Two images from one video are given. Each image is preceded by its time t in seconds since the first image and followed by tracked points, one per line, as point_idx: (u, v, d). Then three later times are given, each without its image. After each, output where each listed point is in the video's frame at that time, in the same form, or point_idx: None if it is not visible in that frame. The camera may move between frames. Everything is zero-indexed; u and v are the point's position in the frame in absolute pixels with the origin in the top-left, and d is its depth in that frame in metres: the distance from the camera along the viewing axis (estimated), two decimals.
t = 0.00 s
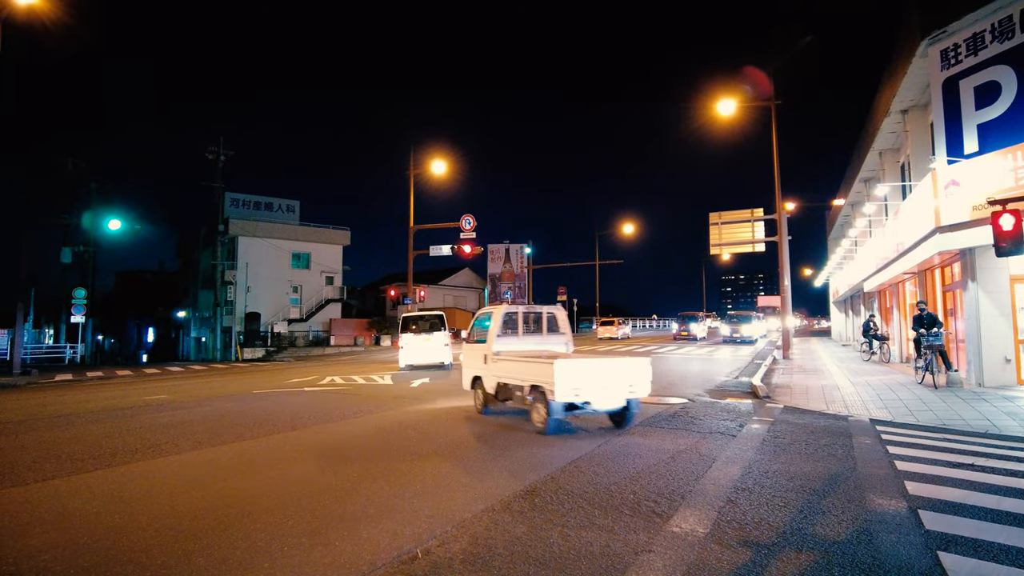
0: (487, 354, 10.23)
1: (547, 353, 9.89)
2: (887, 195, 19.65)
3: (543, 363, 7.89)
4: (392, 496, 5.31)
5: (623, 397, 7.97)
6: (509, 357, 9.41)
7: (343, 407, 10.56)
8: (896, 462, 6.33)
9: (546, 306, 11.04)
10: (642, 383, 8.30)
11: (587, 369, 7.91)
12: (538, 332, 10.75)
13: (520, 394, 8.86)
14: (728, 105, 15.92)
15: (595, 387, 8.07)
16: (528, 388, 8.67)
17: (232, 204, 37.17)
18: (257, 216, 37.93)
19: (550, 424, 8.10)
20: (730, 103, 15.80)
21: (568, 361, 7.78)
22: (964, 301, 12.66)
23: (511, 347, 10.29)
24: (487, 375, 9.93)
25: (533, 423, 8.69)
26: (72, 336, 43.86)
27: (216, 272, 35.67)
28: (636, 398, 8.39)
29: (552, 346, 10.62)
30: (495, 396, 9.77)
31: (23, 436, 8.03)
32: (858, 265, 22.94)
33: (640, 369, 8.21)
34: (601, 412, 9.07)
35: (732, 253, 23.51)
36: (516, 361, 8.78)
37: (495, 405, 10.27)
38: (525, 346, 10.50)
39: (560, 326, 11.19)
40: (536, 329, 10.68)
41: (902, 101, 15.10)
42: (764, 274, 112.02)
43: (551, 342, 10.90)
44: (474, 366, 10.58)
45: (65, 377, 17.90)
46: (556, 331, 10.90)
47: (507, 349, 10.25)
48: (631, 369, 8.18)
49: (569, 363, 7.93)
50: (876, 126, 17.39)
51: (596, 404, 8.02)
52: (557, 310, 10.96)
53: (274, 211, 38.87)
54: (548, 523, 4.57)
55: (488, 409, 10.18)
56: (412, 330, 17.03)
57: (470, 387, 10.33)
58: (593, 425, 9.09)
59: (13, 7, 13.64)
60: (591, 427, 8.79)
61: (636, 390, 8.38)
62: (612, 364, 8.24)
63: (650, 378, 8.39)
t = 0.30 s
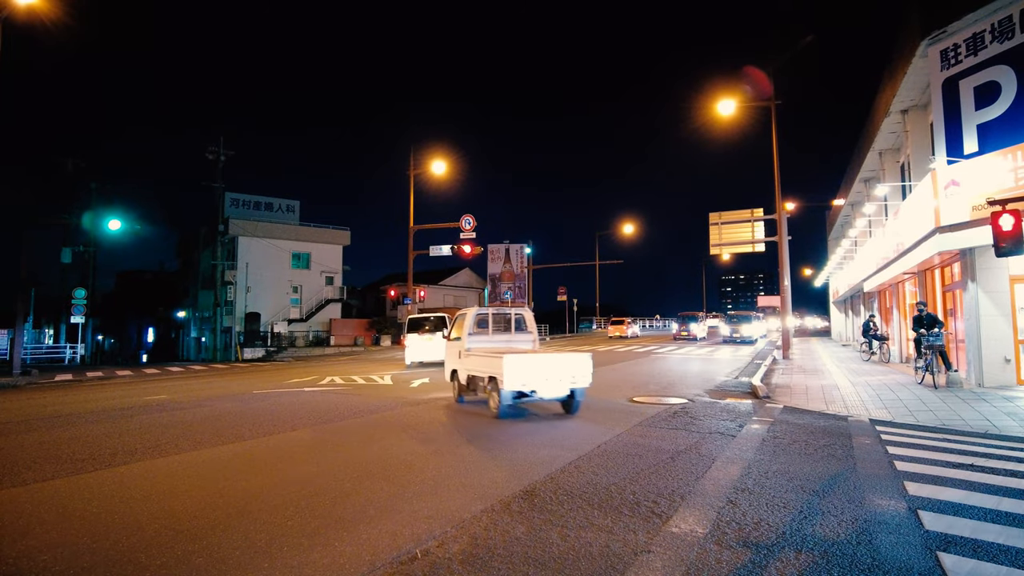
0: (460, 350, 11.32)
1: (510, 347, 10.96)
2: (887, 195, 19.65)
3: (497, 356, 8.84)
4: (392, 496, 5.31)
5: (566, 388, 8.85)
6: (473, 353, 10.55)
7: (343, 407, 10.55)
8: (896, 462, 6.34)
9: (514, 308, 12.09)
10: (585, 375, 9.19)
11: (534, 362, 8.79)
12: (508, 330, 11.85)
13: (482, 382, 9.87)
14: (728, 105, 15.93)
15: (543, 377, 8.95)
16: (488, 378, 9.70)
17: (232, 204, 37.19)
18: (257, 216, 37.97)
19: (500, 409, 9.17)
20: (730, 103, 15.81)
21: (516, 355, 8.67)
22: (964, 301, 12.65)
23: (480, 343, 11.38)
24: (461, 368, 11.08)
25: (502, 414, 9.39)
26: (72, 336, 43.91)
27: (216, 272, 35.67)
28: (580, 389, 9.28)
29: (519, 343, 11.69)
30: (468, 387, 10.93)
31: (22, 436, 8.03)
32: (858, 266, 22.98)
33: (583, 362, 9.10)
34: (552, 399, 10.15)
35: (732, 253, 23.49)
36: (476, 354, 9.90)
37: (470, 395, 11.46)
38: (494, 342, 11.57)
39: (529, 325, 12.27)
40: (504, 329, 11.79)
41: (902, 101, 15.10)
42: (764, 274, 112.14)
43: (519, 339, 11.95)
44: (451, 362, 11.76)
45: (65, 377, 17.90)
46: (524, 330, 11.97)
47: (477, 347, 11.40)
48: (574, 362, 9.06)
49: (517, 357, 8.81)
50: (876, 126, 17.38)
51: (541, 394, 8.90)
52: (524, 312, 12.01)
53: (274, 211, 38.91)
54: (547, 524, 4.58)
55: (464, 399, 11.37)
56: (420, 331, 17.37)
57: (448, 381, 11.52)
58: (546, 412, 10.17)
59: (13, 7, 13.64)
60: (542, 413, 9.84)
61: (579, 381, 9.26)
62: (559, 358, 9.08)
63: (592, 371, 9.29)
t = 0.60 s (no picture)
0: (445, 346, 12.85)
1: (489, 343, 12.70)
2: (887, 195, 19.65)
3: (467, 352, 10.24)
4: (392, 496, 5.30)
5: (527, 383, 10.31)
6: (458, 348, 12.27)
7: (342, 407, 10.55)
8: (896, 462, 6.34)
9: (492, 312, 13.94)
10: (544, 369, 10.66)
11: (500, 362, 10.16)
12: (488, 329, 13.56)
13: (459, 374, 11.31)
14: (728, 105, 15.93)
15: (506, 371, 10.35)
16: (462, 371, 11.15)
17: (231, 204, 37.18)
18: (257, 216, 37.98)
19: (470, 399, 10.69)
20: (730, 103, 15.81)
21: (483, 354, 10.00)
22: (964, 301, 12.65)
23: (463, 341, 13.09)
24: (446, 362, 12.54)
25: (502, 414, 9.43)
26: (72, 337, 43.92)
27: (216, 271, 35.66)
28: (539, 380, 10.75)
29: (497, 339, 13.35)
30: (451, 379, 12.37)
31: (21, 437, 8.02)
32: (858, 266, 23.00)
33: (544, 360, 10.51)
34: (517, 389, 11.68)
35: (732, 253, 23.49)
36: (452, 349, 11.47)
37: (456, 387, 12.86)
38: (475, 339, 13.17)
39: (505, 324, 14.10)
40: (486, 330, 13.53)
41: (902, 101, 15.10)
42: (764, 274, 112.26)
43: (498, 337, 13.64)
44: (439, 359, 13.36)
45: (65, 378, 17.89)
46: (502, 329, 13.72)
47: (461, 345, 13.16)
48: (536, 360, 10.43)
49: (484, 355, 10.14)
50: (876, 126, 17.39)
51: (505, 386, 10.36)
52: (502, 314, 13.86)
53: (274, 211, 38.93)
54: (547, 524, 4.58)
55: (451, 390, 12.79)
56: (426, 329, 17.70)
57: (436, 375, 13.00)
58: (516, 400, 11.64)
59: (12, 7, 13.64)
60: (510, 401, 11.39)
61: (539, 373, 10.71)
62: (521, 354, 10.49)
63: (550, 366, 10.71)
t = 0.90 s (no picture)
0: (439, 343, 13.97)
1: (478, 338, 13.89)
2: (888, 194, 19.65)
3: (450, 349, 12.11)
4: (393, 496, 5.29)
5: (502, 374, 11.96)
6: (450, 343, 13.50)
7: (343, 407, 10.55)
8: (897, 462, 6.33)
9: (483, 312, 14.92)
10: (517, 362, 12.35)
11: (478, 356, 11.85)
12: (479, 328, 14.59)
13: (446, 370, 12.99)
14: (728, 105, 15.94)
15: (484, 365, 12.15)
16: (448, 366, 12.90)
17: (231, 204, 37.19)
18: (257, 215, 37.99)
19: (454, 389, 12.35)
20: (730, 102, 15.81)
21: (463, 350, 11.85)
22: (965, 301, 12.64)
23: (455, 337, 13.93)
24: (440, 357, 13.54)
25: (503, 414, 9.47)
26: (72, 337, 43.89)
27: (215, 271, 35.65)
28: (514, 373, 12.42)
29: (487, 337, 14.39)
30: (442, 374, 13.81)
31: (21, 437, 8.01)
32: (858, 266, 23.01)
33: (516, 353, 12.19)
34: (497, 380, 13.28)
35: (732, 253, 23.48)
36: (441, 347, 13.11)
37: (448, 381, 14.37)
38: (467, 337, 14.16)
39: (494, 325, 15.45)
40: (476, 328, 14.81)
41: (902, 101, 15.09)
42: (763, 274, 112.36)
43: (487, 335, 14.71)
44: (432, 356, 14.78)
45: (65, 378, 17.87)
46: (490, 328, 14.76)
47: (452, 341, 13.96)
48: (509, 355, 12.14)
49: (464, 352, 11.98)
50: (876, 126, 17.38)
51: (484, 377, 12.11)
52: (491, 315, 14.96)
53: (274, 211, 38.96)
54: (549, 524, 4.57)
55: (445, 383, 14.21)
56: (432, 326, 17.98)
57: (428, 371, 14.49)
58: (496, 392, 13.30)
59: (12, 7, 13.62)
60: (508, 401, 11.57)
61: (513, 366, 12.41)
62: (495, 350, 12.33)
63: (523, 360, 12.47)
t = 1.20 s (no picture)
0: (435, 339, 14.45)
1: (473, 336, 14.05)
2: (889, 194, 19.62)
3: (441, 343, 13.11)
4: (394, 496, 5.29)
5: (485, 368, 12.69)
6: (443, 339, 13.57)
7: (343, 407, 10.56)
8: (898, 462, 6.33)
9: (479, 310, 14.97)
10: (503, 358, 12.96)
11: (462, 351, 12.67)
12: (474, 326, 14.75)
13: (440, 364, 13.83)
14: (729, 105, 15.94)
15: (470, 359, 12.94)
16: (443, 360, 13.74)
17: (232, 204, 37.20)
18: (257, 215, 38.00)
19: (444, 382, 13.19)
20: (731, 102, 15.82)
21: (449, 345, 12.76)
22: (966, 301, 12.62)
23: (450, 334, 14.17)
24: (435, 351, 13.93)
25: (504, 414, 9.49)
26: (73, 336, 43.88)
27: (216, 271, 35.66)
28: (500, 367, 13.09)
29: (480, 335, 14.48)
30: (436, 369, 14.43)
31: (22, 437, 8.03)
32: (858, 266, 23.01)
33: (501, 351, 12.80)
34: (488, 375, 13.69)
35: (733, 253, 23.47)
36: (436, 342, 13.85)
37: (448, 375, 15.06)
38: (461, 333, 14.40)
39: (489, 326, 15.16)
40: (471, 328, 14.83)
41: (903, 100, 15.07)
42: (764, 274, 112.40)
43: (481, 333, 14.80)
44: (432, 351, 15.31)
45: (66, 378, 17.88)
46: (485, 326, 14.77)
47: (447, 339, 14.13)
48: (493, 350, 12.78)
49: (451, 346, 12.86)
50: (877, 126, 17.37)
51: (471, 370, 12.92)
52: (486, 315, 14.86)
53: (275, 211, 39.00)
54: (550, 524, 4.57)
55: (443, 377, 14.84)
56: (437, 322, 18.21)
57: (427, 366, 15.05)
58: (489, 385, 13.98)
59: (13, 7, 13.62)
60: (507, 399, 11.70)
61: (500, 361, 13.08)
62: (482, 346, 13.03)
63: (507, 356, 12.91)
